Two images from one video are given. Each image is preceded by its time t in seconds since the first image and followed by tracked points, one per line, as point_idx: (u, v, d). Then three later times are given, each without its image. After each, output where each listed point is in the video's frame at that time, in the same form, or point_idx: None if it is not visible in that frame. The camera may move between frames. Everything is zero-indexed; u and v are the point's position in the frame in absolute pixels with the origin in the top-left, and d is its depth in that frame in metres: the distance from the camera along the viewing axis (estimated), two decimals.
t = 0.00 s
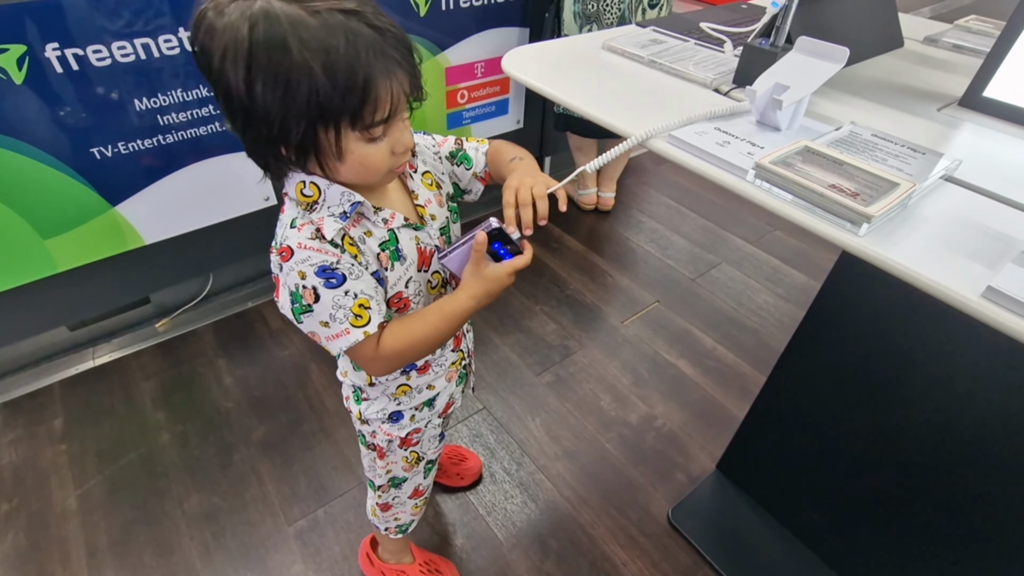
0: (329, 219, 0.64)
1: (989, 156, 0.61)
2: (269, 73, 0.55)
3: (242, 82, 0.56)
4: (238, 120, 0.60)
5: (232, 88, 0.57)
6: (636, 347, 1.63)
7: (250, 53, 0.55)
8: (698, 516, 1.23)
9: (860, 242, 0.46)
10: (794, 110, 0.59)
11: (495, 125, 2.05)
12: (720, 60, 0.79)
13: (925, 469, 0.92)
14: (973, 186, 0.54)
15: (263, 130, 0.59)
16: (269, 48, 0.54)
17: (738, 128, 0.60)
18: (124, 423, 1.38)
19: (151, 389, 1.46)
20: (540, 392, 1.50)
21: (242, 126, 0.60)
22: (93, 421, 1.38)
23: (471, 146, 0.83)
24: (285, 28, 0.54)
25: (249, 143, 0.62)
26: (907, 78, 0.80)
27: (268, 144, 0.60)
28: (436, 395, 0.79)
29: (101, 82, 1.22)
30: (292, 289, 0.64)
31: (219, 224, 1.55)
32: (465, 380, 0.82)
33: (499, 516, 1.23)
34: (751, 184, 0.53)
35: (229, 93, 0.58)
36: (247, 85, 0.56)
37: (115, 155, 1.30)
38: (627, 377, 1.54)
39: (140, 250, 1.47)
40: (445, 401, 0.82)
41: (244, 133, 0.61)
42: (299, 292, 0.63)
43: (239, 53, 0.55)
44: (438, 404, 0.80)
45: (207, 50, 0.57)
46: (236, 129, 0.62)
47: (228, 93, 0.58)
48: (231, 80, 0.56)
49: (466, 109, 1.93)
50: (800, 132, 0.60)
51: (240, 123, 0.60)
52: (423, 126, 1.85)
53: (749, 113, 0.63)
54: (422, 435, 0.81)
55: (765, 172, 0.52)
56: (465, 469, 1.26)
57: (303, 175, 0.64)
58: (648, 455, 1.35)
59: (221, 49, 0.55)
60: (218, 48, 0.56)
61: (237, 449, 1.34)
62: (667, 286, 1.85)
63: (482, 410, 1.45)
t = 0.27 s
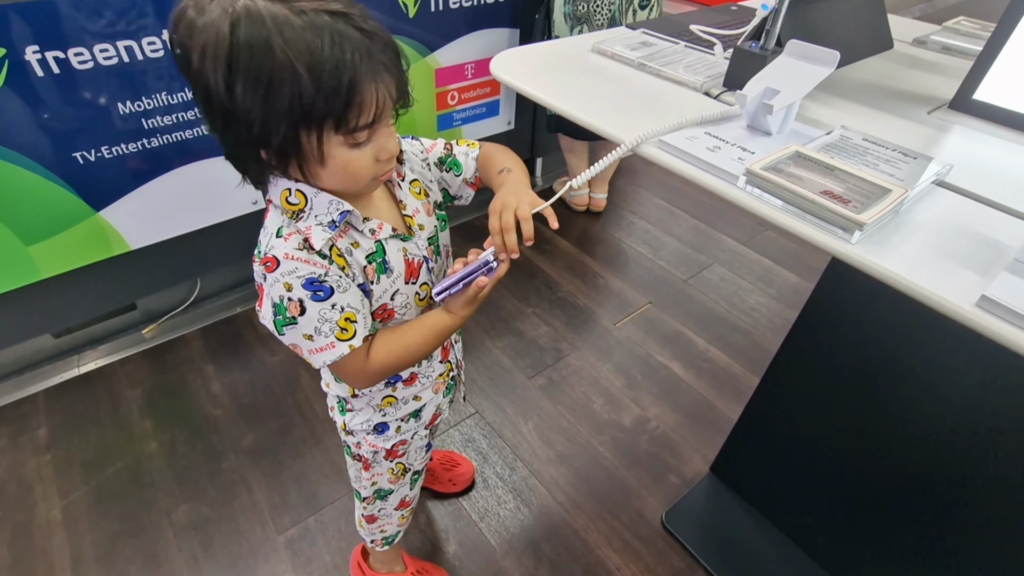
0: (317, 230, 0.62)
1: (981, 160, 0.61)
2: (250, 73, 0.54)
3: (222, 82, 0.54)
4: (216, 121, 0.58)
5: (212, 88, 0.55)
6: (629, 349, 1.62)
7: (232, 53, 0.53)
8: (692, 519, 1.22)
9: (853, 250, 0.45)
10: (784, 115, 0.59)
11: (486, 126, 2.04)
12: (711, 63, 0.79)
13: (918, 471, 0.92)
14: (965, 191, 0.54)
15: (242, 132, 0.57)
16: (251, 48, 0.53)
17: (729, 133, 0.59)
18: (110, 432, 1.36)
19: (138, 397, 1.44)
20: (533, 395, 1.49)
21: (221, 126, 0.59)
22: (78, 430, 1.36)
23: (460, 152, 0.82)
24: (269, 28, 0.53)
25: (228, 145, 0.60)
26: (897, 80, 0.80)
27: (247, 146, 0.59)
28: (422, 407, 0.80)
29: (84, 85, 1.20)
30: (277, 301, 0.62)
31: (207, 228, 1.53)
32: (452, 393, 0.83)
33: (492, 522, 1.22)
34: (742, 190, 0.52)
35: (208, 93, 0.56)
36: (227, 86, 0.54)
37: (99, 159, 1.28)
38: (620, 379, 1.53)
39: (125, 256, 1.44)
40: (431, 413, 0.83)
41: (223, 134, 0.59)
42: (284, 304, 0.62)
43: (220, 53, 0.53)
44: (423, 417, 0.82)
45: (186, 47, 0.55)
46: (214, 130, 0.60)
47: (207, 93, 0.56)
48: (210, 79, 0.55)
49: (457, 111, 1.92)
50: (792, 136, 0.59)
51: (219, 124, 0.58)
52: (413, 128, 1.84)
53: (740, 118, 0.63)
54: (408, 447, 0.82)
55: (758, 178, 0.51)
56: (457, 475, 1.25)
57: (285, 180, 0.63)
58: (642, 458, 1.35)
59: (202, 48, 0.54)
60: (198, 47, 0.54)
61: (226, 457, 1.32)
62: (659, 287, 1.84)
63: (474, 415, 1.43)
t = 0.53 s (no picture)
0: (299, 235, 0.58)
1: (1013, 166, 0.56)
2: (224, 62, 0.48)
3: (193, 72, 0.49)
4: (187, 115, 0.53)
5: (181, 77, 0.50)
6: (629, 352, 1.58)
7: (204, 39, 0.48)
8: (692, 530, 1.19)
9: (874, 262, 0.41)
10: (803, 116, 0.54)
11: (483, 122, 1.98)
12: (721, 57, 0.74)
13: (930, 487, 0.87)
14: (1002, 201, 0.49)
15: (215, 127, 0.52)
16: (225, 34, 0.48)
17: (742, 134, 0.55)
18: (92, 437, 1.31)
19: (122, 400, 1.40)
20: (530, 400, 1.44)
21: (192, 120, 0.53)
22: (60, 435, 1.31)
23: (453, 149, 0.77)
24: (247, 13, 0.48)
25: (200, 141, 0.54)
26: (919, 78, 0.75)
27: (221, 143, 0.53)
28: (413, 421, 0.76)
29: (62, 76, 1.14)
30: (255, 312, 0.57)
31: (193, 225, 1.48)
32: (445, 405, 0.79)
33: (487, 532, 1.18)
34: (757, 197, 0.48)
35: (177, 83, 0.51)
36: (198, 76, 0.49)
37: (79, 154, 1.22)
38: (620, 384, 1.49)
39: (109, 254, 1.39)
40: (423, 427, 0.79)
41: (194, 129, 0.54)
42: (263, 315, 0.57)
43: (190, 38, 0.48)
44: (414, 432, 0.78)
45: (154, 32, 0.50)
46: (185, 124, 0.54)
47: (176, 83, 0.51)
48: (179, 69, 0.50)
49: (454, 105, 1.87)
50: (811, 138, 0.55)
51: (189, 117, 0.53)
52: (408, 124, 1.79)
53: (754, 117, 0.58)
54: (399, 462, 0.78)
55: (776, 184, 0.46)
56: (451, 486, 1.21)
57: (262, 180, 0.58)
58: (642, 466, 1.31)
59: (170, 33, 0.49)
60: (167, 31, 0.49)
61: (212, 463, 1.27)
62: (660, 288, 1.79)
63: (469, 420, 1.39)
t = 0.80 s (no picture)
0: (247, 279, 0.49)
1: None
2: (148, 65, 0.39)
3: (110, 75, 0.40)
4: (108, 125, 0.43)
5: (97, 81, 0.40)
6: (630, 380, 1.48)
7: (124, 35, 0.38)
8: None
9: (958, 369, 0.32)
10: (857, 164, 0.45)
11: (488, 127, 1.89)
12: (750, 80, 0.65)
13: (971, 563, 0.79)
14: None
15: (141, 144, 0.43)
16: (151, 30, 0.38)
17: (780, 181, 0.46)
18: (50, 449, 1.22)
19: (86, 409, 1.31)
20: (522, 429, 1.35)
21: (115, 132, 0.44)
22: (16, 446, 1.22)
23: (439, 170, 0.69)
24: (181, 6, 0.38)
25: (125, 156, 0.45)
26: (979, 116, 0.65)
27: (149, 162, 0.44)
28: (382, 476, 0.67)
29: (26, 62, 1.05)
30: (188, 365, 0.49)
31: (171, 224, 1.39)
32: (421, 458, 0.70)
33: None
34: (803, 268, 0.38)
35: (93, 87, 0.41)
36: (118, 81, 0.40)
37: (46, 146, 1.14)
38: (619, 415, 1.39)
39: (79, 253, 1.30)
40: (394, 481, 0.69)
41: (118, 142, 0.44)
42: (198, 370, 0.49)
43: (106, 33, 0.38)
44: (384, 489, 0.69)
45: (65, 22, 0.40)
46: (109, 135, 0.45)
47: (93, 87, 0.41)
48: (95, 70, 0.40)
49: (457, 108, 1.77)
50: (863, 190, 0.46)
51: (111, 128, 0.44)
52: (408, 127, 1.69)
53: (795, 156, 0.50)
54: (366, 520, 0.69)
55: (828, 254, 0.37)
56: (431, 524, 1.12)
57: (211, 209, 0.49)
58: (638, 510, 1.21)
59: (82, 29, 0.39)
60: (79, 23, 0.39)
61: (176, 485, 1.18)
62: (665, 310, 1.69)
63: (455, 449, 1.30)
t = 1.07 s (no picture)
0: (134, 310, 0.44)
1: None
2: None
3: None
4: None
5: None
6: (624, 400, 1.39)
7: None
8: None
9: None
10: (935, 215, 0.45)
11: (494, 117, 1.77)
12: (802, 90, 0.63)
13: None
14: None
15: None
16: None
17: (840, 228, 0.45)
18: None
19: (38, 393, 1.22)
20: (504, 445, 1.26)
21: None
22: None
23: (412, 180, 0.71)
24: None
25: None
26: None
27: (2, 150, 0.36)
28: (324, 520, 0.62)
29: None
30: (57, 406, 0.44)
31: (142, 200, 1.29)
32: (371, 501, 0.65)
33: None
34: (861, 346, 0.37)
35: None
36: None
37: None
38: (609, 438, 1.30)
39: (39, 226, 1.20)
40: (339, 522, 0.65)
41: None
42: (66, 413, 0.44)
43: None
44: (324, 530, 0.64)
45: None
46: None
47: None
48: None
49: (463, 94, 1.66)
50: (939, 242, 0.45)
51: None
52: (409, 111, 1.59)
53: (861, 197, 0.50)
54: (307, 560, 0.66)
55: (897, 336, 0.36)
56: (397, 547, 1.03)
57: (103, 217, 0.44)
58: (623, 545, 1.13)
59: None
60: None
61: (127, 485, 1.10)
62: (667, 326, 1.59)
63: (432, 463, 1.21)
